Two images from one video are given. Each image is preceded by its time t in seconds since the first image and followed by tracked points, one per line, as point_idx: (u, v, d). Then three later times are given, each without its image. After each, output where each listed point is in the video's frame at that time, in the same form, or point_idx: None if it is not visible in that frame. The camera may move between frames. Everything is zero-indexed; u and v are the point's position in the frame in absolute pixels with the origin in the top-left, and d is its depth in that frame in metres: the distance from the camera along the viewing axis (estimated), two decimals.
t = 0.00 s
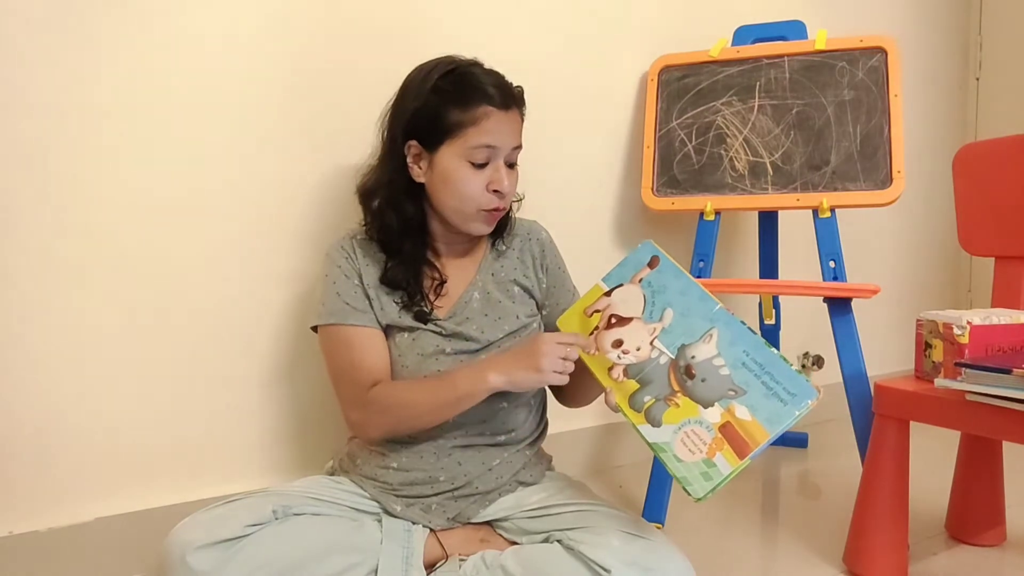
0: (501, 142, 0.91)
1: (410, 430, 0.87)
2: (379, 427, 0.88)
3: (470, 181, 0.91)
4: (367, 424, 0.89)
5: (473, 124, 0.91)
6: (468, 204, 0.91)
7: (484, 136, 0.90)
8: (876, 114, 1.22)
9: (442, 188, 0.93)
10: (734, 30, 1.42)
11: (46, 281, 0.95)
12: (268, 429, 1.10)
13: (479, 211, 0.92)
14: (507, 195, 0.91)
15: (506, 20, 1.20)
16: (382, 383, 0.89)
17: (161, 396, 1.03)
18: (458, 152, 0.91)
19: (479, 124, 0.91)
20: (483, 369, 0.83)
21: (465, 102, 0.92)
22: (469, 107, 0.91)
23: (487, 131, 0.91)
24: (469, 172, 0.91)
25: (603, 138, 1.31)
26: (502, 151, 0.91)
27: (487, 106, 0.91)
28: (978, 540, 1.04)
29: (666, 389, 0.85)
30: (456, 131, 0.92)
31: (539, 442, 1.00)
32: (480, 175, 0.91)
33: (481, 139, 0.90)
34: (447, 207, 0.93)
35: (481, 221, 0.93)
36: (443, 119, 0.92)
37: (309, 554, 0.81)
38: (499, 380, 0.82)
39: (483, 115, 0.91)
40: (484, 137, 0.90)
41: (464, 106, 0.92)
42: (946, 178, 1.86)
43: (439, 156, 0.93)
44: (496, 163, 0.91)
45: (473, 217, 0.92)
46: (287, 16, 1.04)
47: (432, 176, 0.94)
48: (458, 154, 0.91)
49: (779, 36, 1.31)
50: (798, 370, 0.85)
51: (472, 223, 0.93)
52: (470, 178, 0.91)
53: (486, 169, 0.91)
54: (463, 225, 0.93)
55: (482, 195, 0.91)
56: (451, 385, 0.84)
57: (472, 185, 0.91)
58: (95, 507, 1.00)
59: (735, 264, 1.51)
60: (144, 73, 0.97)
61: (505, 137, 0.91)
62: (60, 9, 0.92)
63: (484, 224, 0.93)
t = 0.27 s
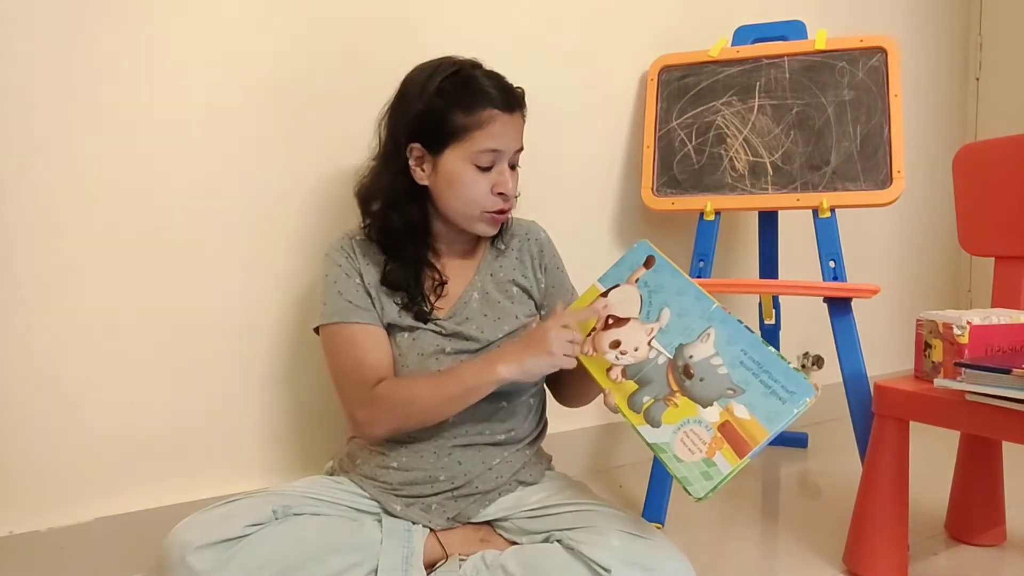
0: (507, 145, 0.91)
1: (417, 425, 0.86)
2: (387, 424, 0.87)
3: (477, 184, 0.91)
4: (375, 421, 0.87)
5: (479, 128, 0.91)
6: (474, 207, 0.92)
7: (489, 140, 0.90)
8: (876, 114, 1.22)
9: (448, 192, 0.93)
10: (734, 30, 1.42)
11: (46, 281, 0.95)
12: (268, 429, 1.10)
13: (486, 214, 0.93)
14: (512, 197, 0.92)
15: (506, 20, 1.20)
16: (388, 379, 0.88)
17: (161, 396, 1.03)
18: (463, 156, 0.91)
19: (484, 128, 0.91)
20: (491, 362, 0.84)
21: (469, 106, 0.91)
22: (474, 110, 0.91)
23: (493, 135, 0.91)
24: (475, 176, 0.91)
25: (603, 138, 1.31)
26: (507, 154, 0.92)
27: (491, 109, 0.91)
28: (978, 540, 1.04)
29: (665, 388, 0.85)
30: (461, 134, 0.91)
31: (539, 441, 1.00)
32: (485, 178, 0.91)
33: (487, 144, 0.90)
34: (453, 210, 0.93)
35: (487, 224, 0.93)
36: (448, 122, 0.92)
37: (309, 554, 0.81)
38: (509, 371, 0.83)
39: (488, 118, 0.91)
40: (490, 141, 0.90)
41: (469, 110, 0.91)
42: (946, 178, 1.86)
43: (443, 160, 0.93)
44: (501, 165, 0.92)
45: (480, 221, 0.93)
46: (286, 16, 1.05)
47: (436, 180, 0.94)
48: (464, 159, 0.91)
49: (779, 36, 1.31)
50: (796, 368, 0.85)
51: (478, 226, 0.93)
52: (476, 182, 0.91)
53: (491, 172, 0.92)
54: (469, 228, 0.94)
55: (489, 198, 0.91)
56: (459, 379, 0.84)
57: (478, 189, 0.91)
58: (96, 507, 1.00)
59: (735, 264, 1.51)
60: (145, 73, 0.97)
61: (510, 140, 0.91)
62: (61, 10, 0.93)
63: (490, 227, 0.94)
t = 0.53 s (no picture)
0: (511, 151, 0.91)
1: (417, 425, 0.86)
2: (389, 424, 0.86)
3: (481, 189, 0.91)
4: (377, 422, 0.87)
5: (485, 134, 0.91)
6: (478, 211, 0.92)
7: (495, 146, 0.91)
8: (875, 114, 1.22)
9: (451, 196, 0.92)
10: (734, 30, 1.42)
11: (46, 281, 0.95)
12: (268, 428, 1.10)
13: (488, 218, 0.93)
14: (514, 202, 0.93)
15: (507, 20, 1.20)
16: (389, 380, 0.88)
17: (161, 396, 1.03)
18: (469, 161, 0.91)
19: (491, 134, 0.91)
20: (491, 363, 0.84)
21: (477, 111, 0.91)
22: (481, 115, 0.91)
23: (499, 141, 0.91)
24: (480, 181, 0.91)
25: (604, 138, 1.31)
26: (511, 159, 0.92)
27: (499, 114, 0.91)
28: (978, 540, 1.04)
29: (664, 388, 0.85)
30: (467, 140, 0.91)
31: (539, 441, 1.00)
32: (489, 183, 0.91)
33: (493, 150, 0.90)
34: (455, 214, 0.93)
35: (488, 228, 0.94)
36: (454, 127, 0.91)
37: (309, 554, 0.81)
38: (509, 372, 0.83)
39: (495, 124, 0.91)
40: (497, 147, 0.91)
41: (476, 115, 0.91)
42: (946, 178, 1.86)
43: (447, 164, 0.92)
44: (504, 170, 0.92)
45: (482, 225, 0.93)
46: (287, 16, 1.05)
47: (440, 183, 0.94)
48: (469, 164, 0.91)
49: (779, 36, 1.31)
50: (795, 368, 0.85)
51: (479, 229, 0.93)
52: (481, 187, 0.91)
53: (495, 176, 0.92)
54: (470, 231, 0.94)
55: (492, 203, 0.92)
56: (462, 380, 0.84)
57: (482, 194, 0.91)
58: (96, 507, 1.00)
59: (735, 264, 1.51)
60: (145, 73, 0.97)
61: (515, 146, 0.92)
62: (62, 11, 0.93)
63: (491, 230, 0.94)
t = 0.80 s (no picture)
0: (507, 153, 0.91)
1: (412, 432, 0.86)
2: (386, 427, 0.86)
3: (475, 190, 0.91)
4: (374, 424, 0.87)
5: (480, 135, 0.91)
6: (474, 212, 0.92)
7: (491, 147, 0.90)
8: (875, 114, 1.22)
9: (447, 197, 0.92)
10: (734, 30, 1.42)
11: (46, 281, 0.95)
12: (268, 428, 1.10)
13: (483, 219, 0.93)
14: (510, 204, 0.92)
15: (507, 20, 1.20)
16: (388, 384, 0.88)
17: (161, 396, 1.03)
18: (464, 162, 0.91)
19: (486, 135, 0.90)
20: (488, 375, 0.84)
21: (472, 112, 0.91)
22: (476, 117, 0.91)
23: (494, 142, 0.90)
24: (475, 182, 0.91)
25: (604, 138, 1.31)
26: (507, 161, 0.91)
27: (494, 116, 0.91)
28: (978, 540, 1.04)
29: (665, 390, 0.85)
30: (463, 141, 0.91)
31: (539, 441, 1.00)
32: (484, 185, 0.91)
33: (488, 151, 0.90)
34: (451, 215, 0.93)
35: (483, 229, 0.93)
36: (450, 128, 0.91)
37: (309, 554, 0.81)
38: (506, 383, 0.83)
39: (490, 125, 0.91)
40: (492, 148, 0.90)
41: (471, 116, 0.91)
42: (946, 178, 1.86)
43: (443, 165, 0.92)
44: (500, 172, 0.92)
45: (477, 226, 0.93)
46: (287, 17, 1.05)
47: (436, 185, 0.94)
48: (464, 165, 0.91)
49: (779, 36, 1.31)
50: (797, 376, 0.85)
51: (475, 231, 0.93)
52: (477, 188, 0.91)
53: (491, 178, 0.91)
54: (466, 232, 0.94)
55: (487, 204, 0.91)
56: (460, 390, 0.84)
57: (478, 195, 0.91)
58: (96, 507, 1.00)
59: (735, 264, 1.51)
60: (145, 73, 0.97)
61: (511, 147, 0.91)
62: (63, 11, 0.93)
63: (486, 232, 0.94)
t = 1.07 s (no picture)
0: (501, 156, 0.90)
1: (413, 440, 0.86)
2: (385, 434, 0.87)
3: (470, 195, 0.91)
4: (374, 429, 0.87)
5: (473, 139, 0.90)
6: (469, 216, 0.91)
7: (484, 151, 0.90)
8: (875, 114, 1.22)
9: (443, 201, 0.92)
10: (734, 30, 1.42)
11: (46, 281, 0.95)
12: (268, 428, 1.10)
13: (479, 223, 0.93)
14: (506, 207, 0.92)
15: (507, 20, 1.20)
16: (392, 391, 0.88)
17: (161, 396, 1.03)
18: (457, 166, 0.91)
19: (480, 138, 0.90)
20: (492, 401, 0.82)
21: (465, 115, 0.90)
22: (469, 120, 0.90)
23: (488, 146, 0.90)
24: (470, 186, 0.90)
25: (603, 138, 1.31)
26: (502, 164, 0.91)
27: (487, 119, 0.90)
28: (978, 540, 1.04)
29: (667, 392, 0.85)
30: (456, 145, 0.91)
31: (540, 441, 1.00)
32: (479, 188, 0.91)
33: (482, 155, 0.90)
34: (447, 218, 0.93)
35: (480, 232, 0.93)
36: (443, 131, 0.91)
37: (309, 554, 0.81)
38: (506, 413, 0.81)
39: (483, 129, 0.90)
40: (485, 152, 0.90)
41: (464, 119, 0.90)
42: (946, 178, 1.86)
43: (438, 169, 0.92)
44: (495, 175, 0.91)
45: (474, 229, 0.93)
46: (287, 17, 1.05)
47: (432, 188, 0.94)
48: (458, 169, 0.91)
49: (779, 36, 1.31)
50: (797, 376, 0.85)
51: (473, 234, 0.93)
52: (471, 192, 0.90)
53: (485, 181, 0.91)
54: (464, 235, 0.94)
55: (482, 208, 0.91)
56: (462, 412, 0.83)
57: (472, 199, 0.90)
58: (95, 507, 1.00)
59: (735, 264, 1.51)
60: (145, 73, 0.97)
61: (505, 151, 0.91)
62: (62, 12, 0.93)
63: (484, 235, 0.94)
